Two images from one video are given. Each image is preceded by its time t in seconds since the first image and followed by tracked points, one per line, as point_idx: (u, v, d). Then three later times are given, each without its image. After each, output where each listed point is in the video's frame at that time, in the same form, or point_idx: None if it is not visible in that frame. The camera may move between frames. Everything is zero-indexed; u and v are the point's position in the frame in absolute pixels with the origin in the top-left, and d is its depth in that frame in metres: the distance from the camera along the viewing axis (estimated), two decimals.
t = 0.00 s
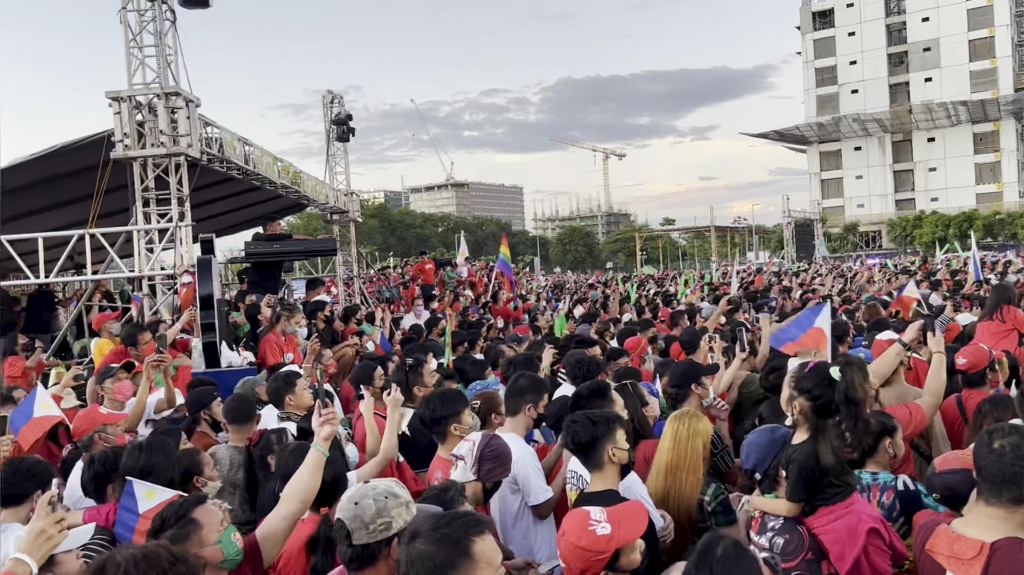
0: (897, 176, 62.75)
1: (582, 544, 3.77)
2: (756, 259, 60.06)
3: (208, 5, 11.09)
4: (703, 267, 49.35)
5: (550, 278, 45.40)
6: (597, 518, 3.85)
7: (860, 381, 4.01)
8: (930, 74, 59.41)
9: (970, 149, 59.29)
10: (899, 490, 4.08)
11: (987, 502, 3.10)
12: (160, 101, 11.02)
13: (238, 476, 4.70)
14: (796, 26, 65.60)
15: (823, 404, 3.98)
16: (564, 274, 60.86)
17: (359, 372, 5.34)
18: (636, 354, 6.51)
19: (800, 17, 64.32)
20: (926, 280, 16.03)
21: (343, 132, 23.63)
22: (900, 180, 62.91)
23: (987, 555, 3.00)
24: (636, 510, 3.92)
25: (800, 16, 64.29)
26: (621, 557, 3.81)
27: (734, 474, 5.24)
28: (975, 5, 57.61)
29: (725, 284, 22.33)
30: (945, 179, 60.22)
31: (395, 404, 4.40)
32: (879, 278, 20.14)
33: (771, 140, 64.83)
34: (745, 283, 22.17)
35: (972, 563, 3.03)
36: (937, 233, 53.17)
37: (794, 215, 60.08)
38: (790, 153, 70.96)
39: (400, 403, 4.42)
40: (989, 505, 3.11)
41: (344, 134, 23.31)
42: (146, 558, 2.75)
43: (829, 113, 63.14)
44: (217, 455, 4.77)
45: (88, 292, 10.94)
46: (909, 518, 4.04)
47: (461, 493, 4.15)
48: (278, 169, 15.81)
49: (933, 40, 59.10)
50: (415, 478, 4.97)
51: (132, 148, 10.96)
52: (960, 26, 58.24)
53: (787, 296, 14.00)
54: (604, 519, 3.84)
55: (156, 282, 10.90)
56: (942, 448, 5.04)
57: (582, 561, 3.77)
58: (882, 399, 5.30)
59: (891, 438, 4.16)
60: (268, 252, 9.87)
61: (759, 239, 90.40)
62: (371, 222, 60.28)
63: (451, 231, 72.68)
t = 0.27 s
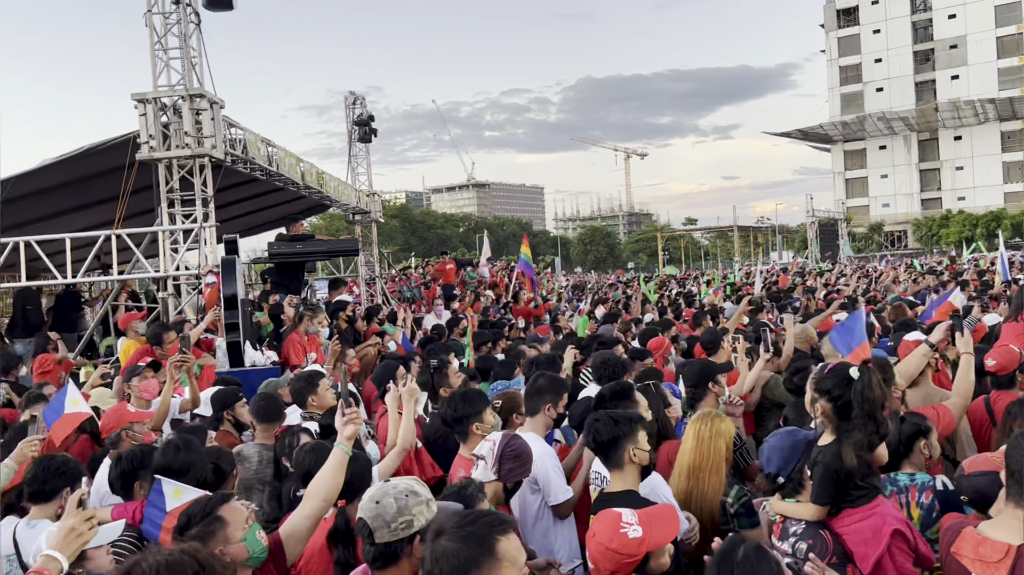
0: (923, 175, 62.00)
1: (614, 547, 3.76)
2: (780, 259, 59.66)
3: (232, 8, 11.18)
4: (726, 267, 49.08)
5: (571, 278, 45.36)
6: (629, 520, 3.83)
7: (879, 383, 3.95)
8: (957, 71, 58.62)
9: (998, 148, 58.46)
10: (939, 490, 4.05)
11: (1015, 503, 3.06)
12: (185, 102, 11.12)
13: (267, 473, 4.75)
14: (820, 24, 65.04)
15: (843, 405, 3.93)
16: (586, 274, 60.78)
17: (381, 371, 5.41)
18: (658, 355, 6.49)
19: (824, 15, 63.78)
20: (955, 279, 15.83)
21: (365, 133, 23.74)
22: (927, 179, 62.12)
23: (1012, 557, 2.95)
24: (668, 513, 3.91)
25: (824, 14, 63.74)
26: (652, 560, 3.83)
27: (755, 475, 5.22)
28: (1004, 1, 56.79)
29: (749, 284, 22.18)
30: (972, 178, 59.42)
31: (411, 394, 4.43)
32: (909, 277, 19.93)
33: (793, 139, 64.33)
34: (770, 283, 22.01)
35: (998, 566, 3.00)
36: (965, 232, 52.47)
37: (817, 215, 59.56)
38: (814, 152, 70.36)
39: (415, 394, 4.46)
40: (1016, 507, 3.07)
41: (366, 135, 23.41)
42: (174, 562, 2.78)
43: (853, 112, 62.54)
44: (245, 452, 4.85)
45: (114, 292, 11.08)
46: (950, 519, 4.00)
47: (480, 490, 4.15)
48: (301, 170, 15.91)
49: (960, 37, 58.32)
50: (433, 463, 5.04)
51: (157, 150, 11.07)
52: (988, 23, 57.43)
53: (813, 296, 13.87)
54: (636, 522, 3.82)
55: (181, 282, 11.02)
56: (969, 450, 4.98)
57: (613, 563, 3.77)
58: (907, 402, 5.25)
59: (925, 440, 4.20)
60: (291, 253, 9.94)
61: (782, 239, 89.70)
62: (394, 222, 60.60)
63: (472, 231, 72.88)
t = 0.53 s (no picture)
0: (949, 173, 61.24)
1: (640, 549, 3.74)
2: (803, 259, 59.18)
3: (256, 9, 11.26)
4: (750, 267, 48.87)
5: (595, 277, 45.35)
6: (656, 523, 3.81)
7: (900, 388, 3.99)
8: (985, 68, 57.78)
9: None
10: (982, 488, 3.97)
11: None
12: (209, 104, 11.22)
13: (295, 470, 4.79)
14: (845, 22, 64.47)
15: (864, 410, 3.97)
16: (608, 274, 60.69)
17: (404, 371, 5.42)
18: (680, 356, 6.45)
19: (850, 13, 63.25)
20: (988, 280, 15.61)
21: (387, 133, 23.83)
22: (953, 177, 61.35)
23: None
24: (696, 517, 3.88)
25: (850, 11, 63.18)
26: (677, 563, 3.83)
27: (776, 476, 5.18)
28: None
29: (774, 285, 22.02)
30: (1001, 177, 58.57)
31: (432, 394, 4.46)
32: (942, 277, 19.67)
33: (815, 138, 63.80)
34: (795, 283, 21.84)
35: None
36: (992, 232, 51.79)
37: (841, 214, 59.07)
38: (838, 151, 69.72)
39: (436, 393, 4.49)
40: None
41: (388, 136, 23.50)
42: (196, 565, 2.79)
43: (879, 110, 61.94)
44: (270, 451, 4.85)
45: (140, 292, 11.20)
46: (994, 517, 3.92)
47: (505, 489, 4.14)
48: (324, 171, 16.00)
49: (988, 34, 57.49)
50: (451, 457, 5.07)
51: (182, 151, 11.19)
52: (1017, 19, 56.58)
53: (840, 298, 13.74)
54: (663, 524, 3.80)
55: (206, 282, 11.13)
56: (998, 455, 4.90)
57: (639, 565, 3.75)
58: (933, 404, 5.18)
59: (965, 440, 4.13)
60: (315, 253, 10.00)
61: (806, 238, 88.96)
62: (415, 222, 60.85)
63: (495, 231, 73.05)
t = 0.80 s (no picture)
0: (977, 173, 60.44)
1: (666, 550, 3.72)
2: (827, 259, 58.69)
3: (280, 12, 11.35)
4: (775, 267, 48.57)
5: (618, 278, 45.20)
6: (681, 524, 3.79)
7: (904, 382, 4.08)
8: (1013, 66, 56.97)
9: None
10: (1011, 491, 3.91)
11: None
12: (234, 105, 11.33)
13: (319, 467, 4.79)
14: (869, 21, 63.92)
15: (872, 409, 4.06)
16: (631, 274, 60.53)
17: (425, 371, 5.44)
18: (703, 357, 6.43)
19: (875, 11, 62.73)
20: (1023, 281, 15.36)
21: (410, 134, 23.94)
22: (981, 177, 60.53)
23: None
24: (722, 520, 3.86)
25: (875, 10, 62.68)
26: (704, 565, 3.79)
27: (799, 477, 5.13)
28: None
29: (800, 286, 21.83)
30: None
31: (455, 396, 4.46)
32: (975, 277, 19.41)
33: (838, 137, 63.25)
34: (821, 284, 21.63)
35: None
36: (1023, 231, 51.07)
37: (867, 214, 58.51)
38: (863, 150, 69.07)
39: (458, 395, 4.48)
40: None
41: (411, 137, 23.60)
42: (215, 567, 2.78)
43: (905, 109, 61.31)
44: (294, 450, 4.85)
45: (166, 292, 11.32)
46: None
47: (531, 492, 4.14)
48: (347, 172, 16.10)
49: (1017, 31, 56.69)
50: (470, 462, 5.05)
51: (207, 152, 11.31)
52: None
53: (868, 298, 13.60)
54: (688, 526, 3.78)
55: (231, 283, 11.23)
56: None
57: (664, 566, 3.73)
58: (960, 408, 5.11)
59: (995, 445, 4.09)
60: (338, 253, 10.06)
61: (830, 239, 88.21)
62: (438, 223, 61.07)
63: (517, 231, 73.14)
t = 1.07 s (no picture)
0: (1005, 172, 59.54)
1: (690, 550, 3.70)
2: (851, 259, 58.15)
3: (304, 14, 11.43)
4: (800, 268, 48.15)
5: (640, 278, 45.05)
6: (706, 523, 3.77)
7: (919, 383, 4.06)
8: None
9: None
10: None
11: None
12: (259, 107, 11.43)
13: (342, 465, 4.80)
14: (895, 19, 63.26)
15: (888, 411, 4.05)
16: (653, 275, 60.40)
17: (447, 371, 5.44)
18: (726, 358, 6.40)
19: (901, 8, 62.05)
20: None
21: (432, 135, 24.02)
22: (1010, 176, 59.61)
23: None
24: (746, 519, 3.83)
25: (901, 7, 62.00)
26: (728, 565, 3.76)
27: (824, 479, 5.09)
28: None
29: (826, 286, 21.60)
30: None
31: (475, 396, 4.46)
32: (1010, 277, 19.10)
33: (861, 136, 62.65)
34: (848, 284, 21.38)
35: None
36: None
37: (893, 214, 57.82)
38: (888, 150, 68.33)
39: (479, 396, 4.47)
40: None
41: (434, 137, 23.68)
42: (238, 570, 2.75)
43: (932, 108, 60.58)
44: (317, 448, 4.89)
45: (192, 292, 11.45)
46: None
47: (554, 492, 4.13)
48: (371, 173, 16.19)
49: None
50: (492, 462, 5.00)
51: (232, 154, 11.43)
52: None
53: (897, 298, 13.43)
54: (713, 525, 3.76)
55: (256, 283, 11.34)
56: None
57: (689, 567, 3.70)
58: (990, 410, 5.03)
59: None
60: (362, 254, 10.11)
61: (853, 240, 87.31)
62: (461, 223, 61.27)
63: (541, 232, 73.25)
